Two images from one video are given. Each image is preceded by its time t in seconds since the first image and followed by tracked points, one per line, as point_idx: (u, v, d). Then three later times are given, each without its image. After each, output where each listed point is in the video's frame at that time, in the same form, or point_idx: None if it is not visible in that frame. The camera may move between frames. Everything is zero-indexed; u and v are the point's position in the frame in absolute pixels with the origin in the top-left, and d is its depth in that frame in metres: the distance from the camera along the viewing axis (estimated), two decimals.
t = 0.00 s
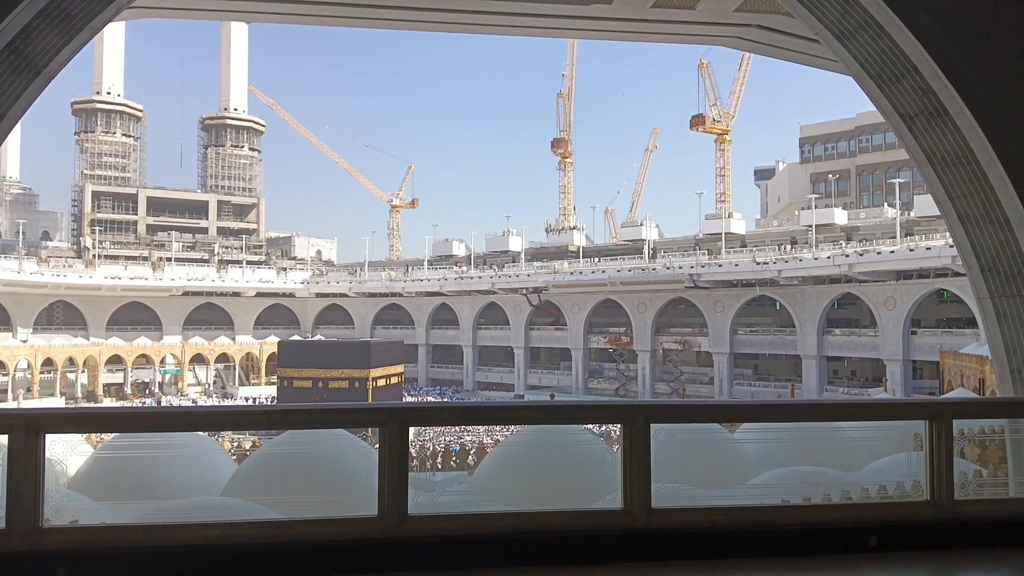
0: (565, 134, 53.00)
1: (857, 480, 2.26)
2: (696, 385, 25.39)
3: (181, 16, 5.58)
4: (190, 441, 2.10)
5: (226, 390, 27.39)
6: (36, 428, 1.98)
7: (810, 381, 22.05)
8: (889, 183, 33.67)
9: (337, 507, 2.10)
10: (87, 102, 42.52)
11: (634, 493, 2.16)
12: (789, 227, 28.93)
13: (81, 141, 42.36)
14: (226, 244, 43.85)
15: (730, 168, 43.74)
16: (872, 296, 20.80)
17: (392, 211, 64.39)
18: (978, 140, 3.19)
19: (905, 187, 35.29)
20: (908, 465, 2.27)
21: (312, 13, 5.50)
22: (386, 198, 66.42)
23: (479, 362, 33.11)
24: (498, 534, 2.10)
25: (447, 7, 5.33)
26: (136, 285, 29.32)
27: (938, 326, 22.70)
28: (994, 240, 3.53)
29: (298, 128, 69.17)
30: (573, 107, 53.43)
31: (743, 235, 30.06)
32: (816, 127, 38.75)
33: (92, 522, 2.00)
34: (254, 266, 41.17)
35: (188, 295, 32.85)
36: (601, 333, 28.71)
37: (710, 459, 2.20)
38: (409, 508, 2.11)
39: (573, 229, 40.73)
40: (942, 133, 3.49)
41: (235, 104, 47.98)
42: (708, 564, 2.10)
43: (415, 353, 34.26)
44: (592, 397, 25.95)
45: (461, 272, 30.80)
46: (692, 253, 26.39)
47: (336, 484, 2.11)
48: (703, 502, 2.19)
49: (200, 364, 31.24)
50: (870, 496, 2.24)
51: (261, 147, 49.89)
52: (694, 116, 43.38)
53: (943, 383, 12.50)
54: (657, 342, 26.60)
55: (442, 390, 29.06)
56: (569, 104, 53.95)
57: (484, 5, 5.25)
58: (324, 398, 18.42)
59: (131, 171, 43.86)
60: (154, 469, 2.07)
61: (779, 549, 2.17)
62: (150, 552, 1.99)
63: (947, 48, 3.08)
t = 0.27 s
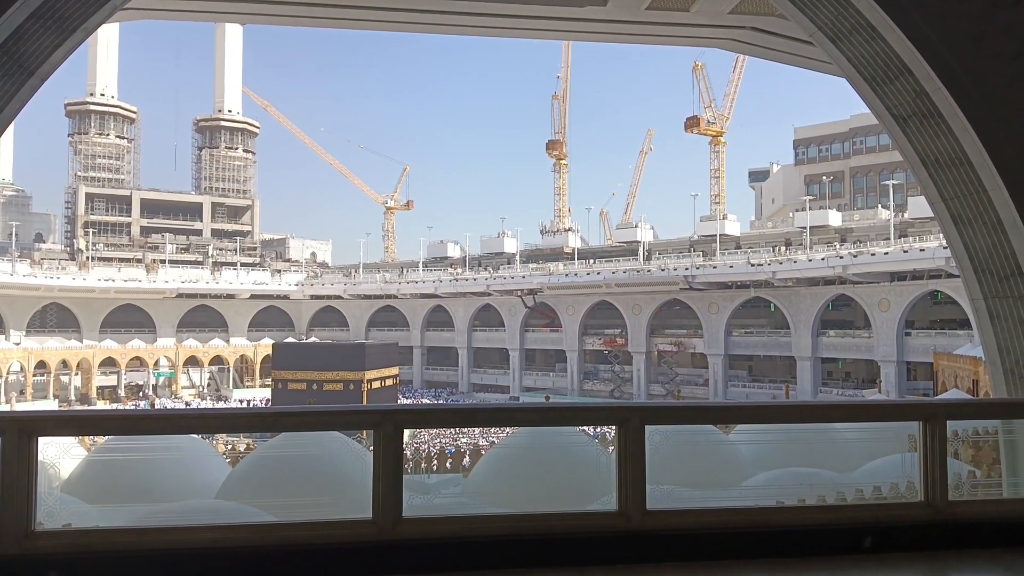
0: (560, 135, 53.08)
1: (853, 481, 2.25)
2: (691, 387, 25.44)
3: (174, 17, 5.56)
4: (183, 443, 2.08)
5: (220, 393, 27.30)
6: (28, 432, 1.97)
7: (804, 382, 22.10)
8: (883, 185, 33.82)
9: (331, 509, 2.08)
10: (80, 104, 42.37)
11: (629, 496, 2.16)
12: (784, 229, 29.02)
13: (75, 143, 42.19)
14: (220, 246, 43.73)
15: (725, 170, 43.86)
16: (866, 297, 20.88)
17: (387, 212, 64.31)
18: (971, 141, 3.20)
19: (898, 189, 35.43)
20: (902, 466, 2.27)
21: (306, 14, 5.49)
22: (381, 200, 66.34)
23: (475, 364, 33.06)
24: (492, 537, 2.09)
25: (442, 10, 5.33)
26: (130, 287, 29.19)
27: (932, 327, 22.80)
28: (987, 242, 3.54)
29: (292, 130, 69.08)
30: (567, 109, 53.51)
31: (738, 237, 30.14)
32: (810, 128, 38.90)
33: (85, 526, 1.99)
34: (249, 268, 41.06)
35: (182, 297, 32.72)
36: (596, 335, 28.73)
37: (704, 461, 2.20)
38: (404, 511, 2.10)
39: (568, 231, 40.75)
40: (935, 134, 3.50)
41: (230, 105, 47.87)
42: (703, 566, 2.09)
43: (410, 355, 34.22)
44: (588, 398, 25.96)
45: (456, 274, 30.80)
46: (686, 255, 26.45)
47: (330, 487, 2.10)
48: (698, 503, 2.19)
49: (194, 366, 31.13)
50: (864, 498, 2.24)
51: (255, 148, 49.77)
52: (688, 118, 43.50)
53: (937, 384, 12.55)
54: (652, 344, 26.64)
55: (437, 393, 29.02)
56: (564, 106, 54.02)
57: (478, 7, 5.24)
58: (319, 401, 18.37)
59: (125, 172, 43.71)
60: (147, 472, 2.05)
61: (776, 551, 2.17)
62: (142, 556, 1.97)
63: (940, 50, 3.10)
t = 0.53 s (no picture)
0: (554, 139, 53.19)
1: (849, 483, 2.26)
2: (686, 390, 25.47)
3: (168, 22, 5.56)
4: (177, 449, 2.07)
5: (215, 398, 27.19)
6: (22, 438, 1.96)
7: (799, 385, 22.14)
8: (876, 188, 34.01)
9: (325, 514, 2.07)
10: (74, 109, 42.25)
11: (624, 499, 2.15)
12: (778, 232, 29.12)
13: (68, 148, 42.05)
14: (214, 251, 43.60)
15: (719, 174, 44.01)
16: (860, 300, 20.97)
17: (381, 217, 64.26)
18: (963, 144, 3.22)
19: (891, 192, 35.62)
20: (898, 468, 2.28)
21: (300, 19, 5.49)
22: (376, 204, 66.28)
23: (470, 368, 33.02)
24: (488, 541, 2.09)
25: (437, 14, 5.34)
26: (124, 292, 29.07)
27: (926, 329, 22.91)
28: (981, 245, 3.54)
29: (286, 135, 69.01)
30: (562, 113, 53.64)
31: (732, 240, 30.23)
32: (803, 132, 39.09)
33: (78, 533, 1.97)
34: (243, 273, 40.96)
35: (176, 302, 32.59)
36: (591, 338, 28.75)
37: (700, 464, 2.20)
38: (399, 515, 2.09)
39: (563, 234, 40.80)
40: (927, 138, 3.52)
41: (224, 110, 47.82)
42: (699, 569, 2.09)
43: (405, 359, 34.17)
44: (583, 402, 25.97)
45: (451, 278, 30.79)
46: (681, 258, 26.51)
47: (326, 492, 2.08)
48: (694, 506, 2.19)
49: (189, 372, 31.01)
50: (860, 500, 2.25)
51: (250, 153, 49.67)
52: (682, 122, 43.66)
53: (931, 386, 12.60)
54: (647, 347, 26.67)
55: (432, 397, 28.96)
56: (558, 110, 54.14)
57: (472, 11, 5.25)
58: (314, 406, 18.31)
59: (119, 178, 43.58)
60: (141, 477, 2.04)
61: (771, 553, 2.17)
62: (137, 562, 1.96)
63: (931, 53, 3.12)
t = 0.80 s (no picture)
0: (545, 141, 53.26)
1: (839, 483, 2.26)
2: (677, 391, 25.55)
3: (156, 23, 5.52)
4: (167, 453, 2.04)
5: (204, 400, 27.04)
6: (10, 442, 1.94)
7: (789, 385, 22.26)
8: (865, 189, 34.29)
9: (315, 518, 2.05)
10: (62, 110, 41.90)
11: (615, 500, 2.15)
12: (767, 233, 29.29)
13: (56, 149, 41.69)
14: (204, 253, 43.35)
15: (709, 175, 44.23)
16: (849, 301, 21.12)
17: (372, 218, 64.10)
18: (951, 145, 3.25)
19: (880, 193, 35.90)
20: (887, 468, 2.29)
21: (290, 20, 5.47)
22: (366, 205, 66.10)
23: (461, 370, 32.98)
24: (479, 544, 2.08)
25: (427, 16, 5.33)
26: (113, 294, 28.83)
27: (915, 329, 23.11)
28: (968, 246, 3.57)
29: (276, 136, 68.70)
30: (553, 115, 53.71)
31: (723, 242, 30.37)
32: (793, 134, 39.34)
33: (67, 536, 1.95)
34: (232, 274, 40.75)
35: (165, 304, 32.36)
36: (582, 339, 28.79)
37: (691, 465, 2.20)
38: (389, 518, 2.07)
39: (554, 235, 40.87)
40: (916, 139, 3.54)
41: (214, 111, 47.57)
42: (690, 569, 2.10)
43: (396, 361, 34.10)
44: (574, 403, 26.00)
45: (442, 279, 30.76)
46: (672, 260, 26.59)
47: (316, 494, 2.06)
48: (684, 507, 2.19)
49: (178, 374, 30.80)
50: (849, 500, 2.25)
51: (239, 154, 49.42)
52: (673, 124, 43.83)
53: (920, 386, 12.69)
54: (638, 348, 26.76)
55: (424, 399, 28.88)
56: (549, 112, 54.23)
57: (463, 13, 5.25)
58: (305, 408, 18.23)
59: (108, 179, 43.26)
60: (129, 481, 2.02)
61: (762, 553, 2.17)
62: (126, 566, 1.94)
63: (917, 55, 3.15)
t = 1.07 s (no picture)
0: (539, 138, 53.24)
1: (833, 479, 2.27)
2: (671, 387, 25.60)
3: (148, 19, 5.48)
4: (159, 451, 2.04)
5: (198, 398, 26.94)
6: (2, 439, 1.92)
7: (783, 382, 22.33)
8: (858, 186, 34.42)
9: (309, 515, 2.05)
10: (54, 107, 41.64)
11: (609, 496, 2.15)
12: (761, 231, 29.39)
13: (48, 146, 41.43)
14: (197, 250, 43.17)
15: (703, 172, 44.32)
16: (843, 297, 21.21)
17: (366, 215, 63.96)
18: (943, 141, 3.26)
19: (873, 190, 36.03)
20: (881, 464, 2.29)
21: (283, 17, 5.45)
22: (360, 203, 65.94)
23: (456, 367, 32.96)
24: (473, 541, 2.07)
25: (421, 12, 5.32)
26: (106, 292, 28.69)
27: (908, 326, 23.23)
28: (961, 242, 3.58)
29: (270, 132, 68.39)
30: (547, 112, 53.69)
31: (717, 239, 30.45)
32: (786, 130, 39.45)
33: (59, 535, 1.94)
34: (226, 272, 40.62)
35: (159, 302, 32.21)
36: (577, 336, 28.83)
37: (685, 461, 2.20)
38: (383, 515, 2.07)
39: (549, 233, 40.87)
40: (909, 135, 3.55)
41: (207, 109, 47.35)
42: (685, 566, 2.10)
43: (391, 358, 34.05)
44: (569, 400, 26.04)
45: (437, 277, 30.73)
46: (666, 257, 26.63)
47: (309, 492, 2.05)
48: (678, 504, 2.19)
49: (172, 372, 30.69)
50: (842, 495, 2.26)
51: (233, 151, 49.21)
52: (667, 121, 43.88)
53: (913, 382, 12.75)
54: (632, 345, 26.80)
55: (418, 396, 28.85)
56: (543, 109, 54.20)
57: (458, 9, 5.24)
58: (299, 406, 18.19)
59: (100, 176, 43.03)
60: (122, 479, 2.00)
61: (756, 550, 2.17)
62: (118, 565, 1.93)
63: (911, 52, 3.15)
